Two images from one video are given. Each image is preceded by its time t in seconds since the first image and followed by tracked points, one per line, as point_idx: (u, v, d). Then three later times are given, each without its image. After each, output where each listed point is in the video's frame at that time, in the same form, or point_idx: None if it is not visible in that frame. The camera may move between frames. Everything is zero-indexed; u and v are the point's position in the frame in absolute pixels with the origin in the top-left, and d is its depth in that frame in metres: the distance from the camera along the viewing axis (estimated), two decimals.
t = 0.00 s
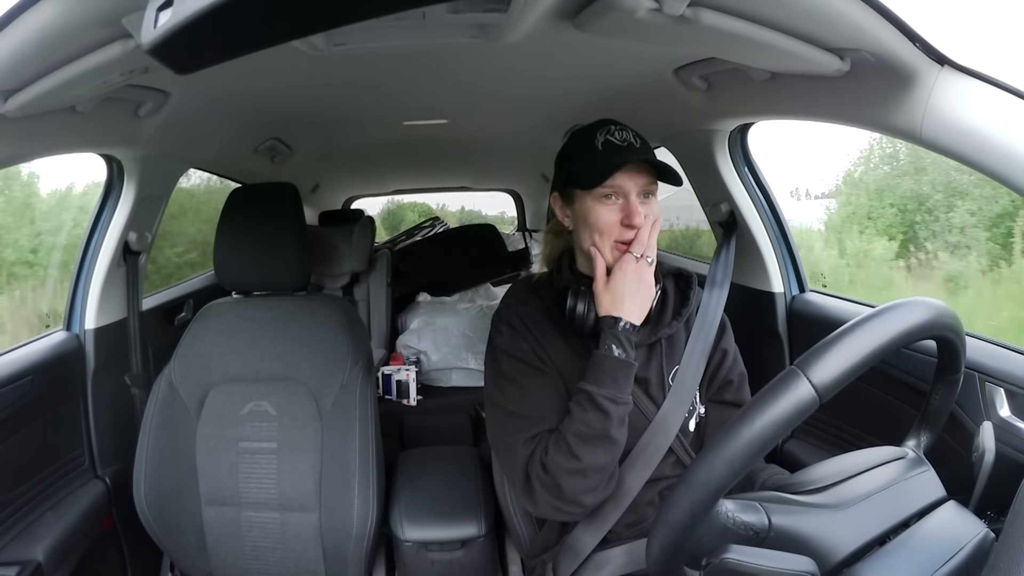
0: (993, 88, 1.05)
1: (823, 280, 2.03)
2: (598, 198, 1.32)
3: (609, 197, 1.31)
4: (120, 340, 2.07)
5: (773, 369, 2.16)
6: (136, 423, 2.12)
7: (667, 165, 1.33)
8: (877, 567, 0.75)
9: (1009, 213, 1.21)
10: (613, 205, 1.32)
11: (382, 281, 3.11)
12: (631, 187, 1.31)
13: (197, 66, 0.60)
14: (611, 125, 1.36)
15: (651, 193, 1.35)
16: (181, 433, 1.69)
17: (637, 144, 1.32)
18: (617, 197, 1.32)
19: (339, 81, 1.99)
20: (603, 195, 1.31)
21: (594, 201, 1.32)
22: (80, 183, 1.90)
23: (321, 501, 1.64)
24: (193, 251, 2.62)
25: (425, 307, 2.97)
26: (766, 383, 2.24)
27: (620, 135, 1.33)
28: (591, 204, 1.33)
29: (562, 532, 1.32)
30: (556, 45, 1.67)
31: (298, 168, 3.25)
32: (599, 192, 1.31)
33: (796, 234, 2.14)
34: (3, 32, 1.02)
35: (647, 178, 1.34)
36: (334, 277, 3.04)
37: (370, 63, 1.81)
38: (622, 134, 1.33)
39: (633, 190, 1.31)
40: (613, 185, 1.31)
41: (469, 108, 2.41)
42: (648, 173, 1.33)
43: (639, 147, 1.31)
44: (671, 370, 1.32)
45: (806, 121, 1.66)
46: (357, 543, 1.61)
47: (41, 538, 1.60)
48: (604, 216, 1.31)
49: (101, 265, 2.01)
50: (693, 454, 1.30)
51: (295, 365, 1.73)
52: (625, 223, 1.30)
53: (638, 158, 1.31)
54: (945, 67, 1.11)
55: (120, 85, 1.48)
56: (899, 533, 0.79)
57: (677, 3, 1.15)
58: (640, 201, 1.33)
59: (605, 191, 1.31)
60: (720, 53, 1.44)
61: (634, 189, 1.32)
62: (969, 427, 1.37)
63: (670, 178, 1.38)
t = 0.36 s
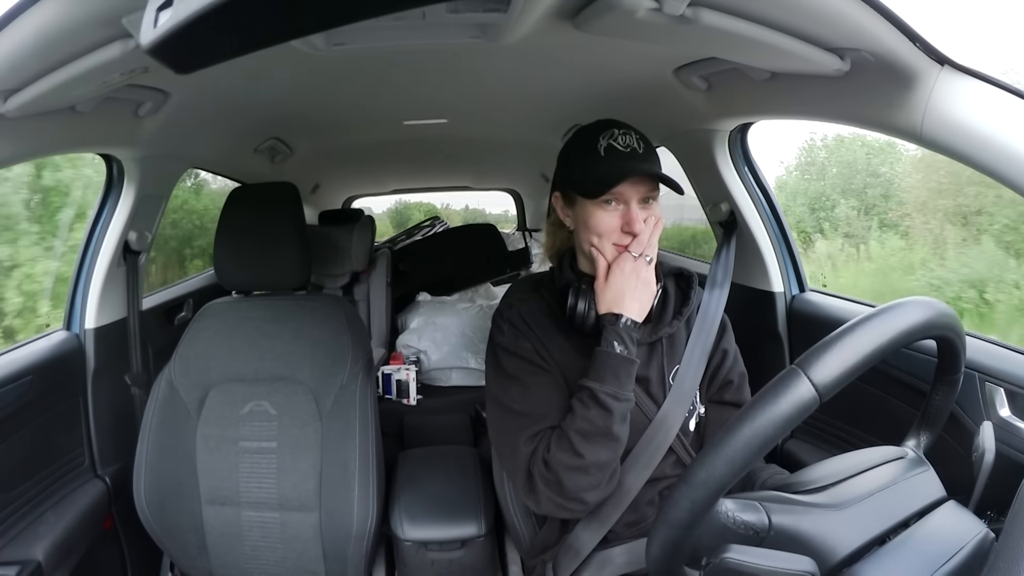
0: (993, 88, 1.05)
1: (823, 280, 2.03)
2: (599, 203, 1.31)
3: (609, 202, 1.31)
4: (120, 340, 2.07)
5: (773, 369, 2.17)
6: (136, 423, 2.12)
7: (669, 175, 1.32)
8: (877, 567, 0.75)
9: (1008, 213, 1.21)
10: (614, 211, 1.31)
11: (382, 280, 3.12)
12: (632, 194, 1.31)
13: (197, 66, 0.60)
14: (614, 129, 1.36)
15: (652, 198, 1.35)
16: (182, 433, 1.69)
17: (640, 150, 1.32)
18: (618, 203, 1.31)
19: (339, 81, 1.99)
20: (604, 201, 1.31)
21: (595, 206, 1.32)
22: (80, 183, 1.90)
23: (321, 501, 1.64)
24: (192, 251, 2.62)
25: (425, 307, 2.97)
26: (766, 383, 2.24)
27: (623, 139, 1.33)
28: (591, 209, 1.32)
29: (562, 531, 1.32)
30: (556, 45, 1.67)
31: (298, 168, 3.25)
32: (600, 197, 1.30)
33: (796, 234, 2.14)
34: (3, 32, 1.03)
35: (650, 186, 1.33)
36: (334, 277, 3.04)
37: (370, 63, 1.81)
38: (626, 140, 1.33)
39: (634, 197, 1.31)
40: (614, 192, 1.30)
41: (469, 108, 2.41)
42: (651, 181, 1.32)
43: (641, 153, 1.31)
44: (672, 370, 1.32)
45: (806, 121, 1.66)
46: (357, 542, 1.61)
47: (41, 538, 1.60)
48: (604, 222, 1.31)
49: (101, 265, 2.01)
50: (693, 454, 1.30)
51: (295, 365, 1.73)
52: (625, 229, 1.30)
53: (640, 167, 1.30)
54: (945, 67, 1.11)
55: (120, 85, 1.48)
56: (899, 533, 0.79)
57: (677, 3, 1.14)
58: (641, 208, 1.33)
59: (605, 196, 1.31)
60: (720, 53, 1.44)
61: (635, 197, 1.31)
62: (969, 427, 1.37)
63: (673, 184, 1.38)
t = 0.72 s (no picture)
0: (993, 88, 1.05)
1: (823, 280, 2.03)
2: (598, 203, 1.31)
3: (609, 202, 1.31)
4: (120, 340, 2.07)
5: (773, 369, 2.16)
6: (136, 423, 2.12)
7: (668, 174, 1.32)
8: (877, 566, 0.75)
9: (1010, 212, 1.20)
10: (614, 210, 1.31)
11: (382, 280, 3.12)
12: (632, 193, 1.31)
13: (197, 65, 0.60)
14: (613, 129, 1.36)
15: (652, 198, 1.35)
16: (182, 433, 1.69)
17: (639, 149, 1.32)
18: (618, 202, 1.31)
19: (339, 81, 1.99)
20: (603, 201, 1.31)
21: (595, 206, 1.31)
22: (79, 183, 1.90)
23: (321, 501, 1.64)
24: (192, 252, 2.62)
25: (425, 307, 2.97)
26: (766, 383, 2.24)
27: (622, 139, 1.33)
28: (591, 209, 1.32)
29: (563, 531, 1.32)
30: (556, 45, 1.67)
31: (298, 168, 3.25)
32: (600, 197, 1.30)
33: (796, 234, 2.14)
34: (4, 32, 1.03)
35: (649, 184, 1.32)
36: (334, 277, 3.04)
37: (370, 63, 1.82)
38: (625, 139, 1.33)
39: (633, 196, 1.31)
40: (613, 191, 1.30)
41: (469, 108, 2.41)
42: (650, 180, 1.32)
43: (640, 152, 1.31)
44: (672, 370, 1.32)
45: (806, 121, 1.66)
46: (356, 543, 1.61)
47: (41, 538, 1.60)
48: (604, 221, 1.31)
49: (101, 265, 2.01)
50: (692, 454, 1.30)
51: (294, 365, 1.73)
52: (625, 228, 1.30)
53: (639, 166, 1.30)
54: (945, 67, 1.11)
55: (119, 85, 1.48)
56: (900, 533, 0.79)
57: (677, 3, 1.14)
58: (640, 207, 1.32)
59: (605, 196, 1.31)
60: (720, 53, 1.44)
61: (635, 196, 1.31)
62: (969, 427, 1.37)
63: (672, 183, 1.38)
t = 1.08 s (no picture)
0: (993, 88, 1.04)
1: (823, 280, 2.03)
2: (597, 203, 1.31)
3: (608, 202, 1.31)
4: (120, 340, 2.07)
5: (773, 369, 2.17)
6: (135, 423, 2.13)
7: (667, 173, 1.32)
8: (877, 566, 0.75)
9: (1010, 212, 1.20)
10: (613, 210, 1.31)
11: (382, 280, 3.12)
12: (630, 192, 1.31)
13: (197, 65, 0.60)
14: (611, 129, 1.36)
15: (651, 197, 1.35)
16: (182, 432, 1.69)
17: (637, 148, 1.32)
18: (616, 202, 1.31)
19: (339, 81, 1.99)
20: (602, 200, 1.31)
21: (593, 206, 1.32)
22: (79, 183, 1.90)
23: (320, 501, 1.64)
24: (191, 252, 2.62)
25: (425, 307, 2.97)
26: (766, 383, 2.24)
27: (620, 139, 1.33)
28: (590, 209, 1.32)
29: (562, 531, 1.32)
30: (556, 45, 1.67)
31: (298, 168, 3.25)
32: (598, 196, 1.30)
33: (796, 234, 2.14)
34: (4, 31, 1.03)
35: (648, 184, 1.33)
36: (334, 277, 3.04)
37: (371, 63, 1.82)
38: (623, 138, 1.33)
39: (632, 195, 1.31)
40: (612, 190, 1.30)
41: (469, 108, 2.41)
42: (649, 179, 1.32)
43: (638, 151, 1.32)
44: (672, 370, 1.32)
45: (805, 121, 1.66)
46: (356, 543, 1.61)
47: (41, 538, 1.60)
48: (603, 221, 1.31)
49: (101, 265, 2.02)
50: (692, 454, 1.30)
51: (295, 365, 1.73)
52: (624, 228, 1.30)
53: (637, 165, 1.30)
54: (945, 67, 1.11)
55: (120, 85, 1.48)
56: (899, 533, 0.79)
57: (677, 3, 1.14)
58: (638, 206, 1.33)
59: (604, 196, 1.31)
60: (720, 53, 1.44)
61: (633, 196, 1.31)
62: (969, 427, 1.37)
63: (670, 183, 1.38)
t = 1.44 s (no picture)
0: (994, 88, 1.04)
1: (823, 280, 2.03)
2: (598, 197, 1.31)
3: (609, 196, 1.31)
4: (120, 340, 2.08)
5: (773, 369, 2.17)
6: (136, 423, 2.13)
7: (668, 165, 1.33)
8: (877, 566, 0.75)
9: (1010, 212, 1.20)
10: (614, 204, 1.32)
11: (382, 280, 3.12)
12: (632, 185, 1.31)
13: (197, 64, 0.60)
14: (610, 125, 1.36)
15: (651, 191, 1.35)
16: (182, 432, 1.69)
17: (637, 143, 1.32)
18: (618, 196, 1.31)
19: (339, 81, 1.99)
20: (603, 194, 1.31)
21: (595, 200, 1.32)
22: (79, 183, 1.90)
23: (320, 501, 1.64)
24: (191, 252, 2.62)
25: (425, 307, 2.96)
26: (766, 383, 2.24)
27: (620, 134, 1.33)
28: (591, 203, 1.32)
29: (562, 532, 1.32)
30: (556, 45, 1.67)
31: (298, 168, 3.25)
32: (599, 191, 1.31)
33: (796, 233, 2.14)
34: (4, 31, 1.03)
35: (648, 177, 1.34)
36: (334, 277, 3.04)
37: (371, 63, 1.82)
38: (622, 134, 1.33)
39: (633, 187, 1.31)
40: (613, 184, 1.30)
41: (469, 108, 2.41)
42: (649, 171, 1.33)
43: (637, 145, 1.32)
44: (672, 369, 1.32)
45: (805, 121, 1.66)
46: (356, 543, 1.62)
47: (41, 538, 1.60)
48: (604, 215, 1.31)
49: (101, 265, 2.01)
50: (692, 454, 1.30)
51: (295, 365, 1.73)
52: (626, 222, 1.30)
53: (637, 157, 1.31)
54: (945, 67, 1.11)
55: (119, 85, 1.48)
56: (899, 533, 0.79)
57: (677, 3, 1.14)
58: (640, 199, 1.33)
59: (604, 190, 1.31)
60: (720, 53, 1.44)
61: (634, 190, 1.32)
62: (969, 427, 1.37)
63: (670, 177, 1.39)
